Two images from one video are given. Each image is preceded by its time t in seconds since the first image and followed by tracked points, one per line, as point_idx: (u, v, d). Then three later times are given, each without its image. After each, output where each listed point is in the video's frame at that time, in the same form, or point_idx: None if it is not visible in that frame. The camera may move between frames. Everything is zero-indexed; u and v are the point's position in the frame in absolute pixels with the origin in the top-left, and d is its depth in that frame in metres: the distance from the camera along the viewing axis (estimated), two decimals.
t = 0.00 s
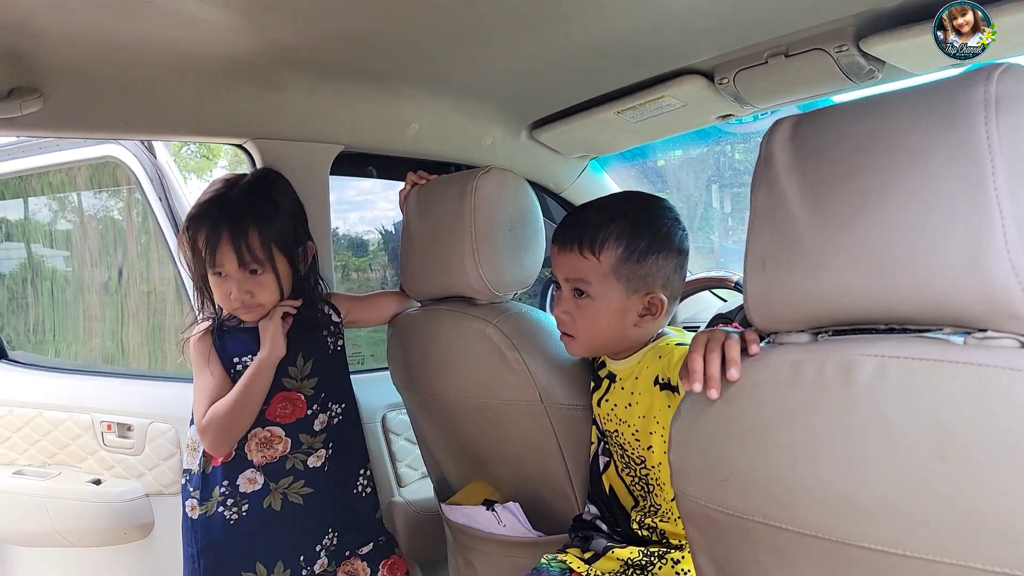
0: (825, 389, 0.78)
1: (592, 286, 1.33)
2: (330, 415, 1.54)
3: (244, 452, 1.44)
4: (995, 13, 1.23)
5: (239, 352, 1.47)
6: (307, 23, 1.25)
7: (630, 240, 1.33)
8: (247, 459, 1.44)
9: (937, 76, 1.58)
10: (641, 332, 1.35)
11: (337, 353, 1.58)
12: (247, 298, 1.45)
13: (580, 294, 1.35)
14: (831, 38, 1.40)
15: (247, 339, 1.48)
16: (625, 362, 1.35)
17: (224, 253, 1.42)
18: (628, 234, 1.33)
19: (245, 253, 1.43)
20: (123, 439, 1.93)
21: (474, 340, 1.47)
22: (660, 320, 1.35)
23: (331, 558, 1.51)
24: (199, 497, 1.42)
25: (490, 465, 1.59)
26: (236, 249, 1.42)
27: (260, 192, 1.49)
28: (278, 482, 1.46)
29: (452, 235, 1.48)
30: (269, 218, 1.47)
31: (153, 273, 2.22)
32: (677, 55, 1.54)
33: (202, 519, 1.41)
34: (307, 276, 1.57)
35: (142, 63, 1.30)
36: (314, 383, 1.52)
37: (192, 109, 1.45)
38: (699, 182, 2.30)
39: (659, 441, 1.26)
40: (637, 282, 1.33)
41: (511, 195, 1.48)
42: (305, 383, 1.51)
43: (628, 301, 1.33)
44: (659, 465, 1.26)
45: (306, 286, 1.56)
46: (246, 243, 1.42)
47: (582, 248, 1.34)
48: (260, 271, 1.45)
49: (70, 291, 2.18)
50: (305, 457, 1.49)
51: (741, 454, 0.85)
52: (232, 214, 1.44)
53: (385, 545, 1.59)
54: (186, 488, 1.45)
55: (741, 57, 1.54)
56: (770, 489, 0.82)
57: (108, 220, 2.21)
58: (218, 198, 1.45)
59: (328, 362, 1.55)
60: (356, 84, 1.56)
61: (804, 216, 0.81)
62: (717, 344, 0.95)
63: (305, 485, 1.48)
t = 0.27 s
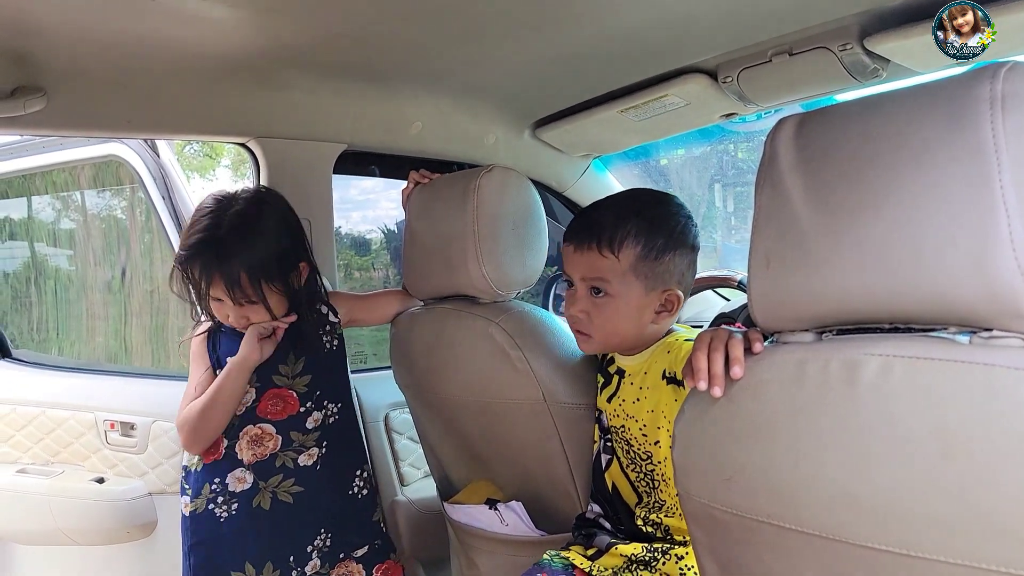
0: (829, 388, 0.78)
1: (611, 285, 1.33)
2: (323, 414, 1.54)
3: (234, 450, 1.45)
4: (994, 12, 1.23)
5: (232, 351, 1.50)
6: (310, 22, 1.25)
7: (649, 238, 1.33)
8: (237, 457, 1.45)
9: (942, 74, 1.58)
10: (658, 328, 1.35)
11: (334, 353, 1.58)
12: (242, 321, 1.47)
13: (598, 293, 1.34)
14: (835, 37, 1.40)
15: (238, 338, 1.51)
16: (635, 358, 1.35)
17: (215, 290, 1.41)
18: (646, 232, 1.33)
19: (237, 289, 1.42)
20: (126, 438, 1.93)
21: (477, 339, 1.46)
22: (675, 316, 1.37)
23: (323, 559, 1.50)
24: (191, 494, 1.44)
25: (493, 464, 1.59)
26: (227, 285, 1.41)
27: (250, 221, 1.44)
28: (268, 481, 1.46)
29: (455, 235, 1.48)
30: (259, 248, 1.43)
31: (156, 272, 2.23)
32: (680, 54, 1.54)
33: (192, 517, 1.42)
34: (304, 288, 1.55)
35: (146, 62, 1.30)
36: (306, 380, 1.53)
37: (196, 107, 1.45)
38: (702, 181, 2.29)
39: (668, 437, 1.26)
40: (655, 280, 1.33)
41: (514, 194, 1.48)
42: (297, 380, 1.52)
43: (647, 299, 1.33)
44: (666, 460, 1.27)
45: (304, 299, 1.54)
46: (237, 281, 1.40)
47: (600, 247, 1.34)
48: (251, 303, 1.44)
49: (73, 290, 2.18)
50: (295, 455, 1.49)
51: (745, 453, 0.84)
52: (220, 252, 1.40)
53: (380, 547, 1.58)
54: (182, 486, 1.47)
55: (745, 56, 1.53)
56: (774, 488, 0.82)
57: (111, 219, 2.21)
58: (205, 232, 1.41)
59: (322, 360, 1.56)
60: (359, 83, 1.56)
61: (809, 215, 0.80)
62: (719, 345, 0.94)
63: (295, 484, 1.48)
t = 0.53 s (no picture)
0: (831, 387, 0.78)
1: (617, 276, 1.35)
2: (319, 411, 1.53)
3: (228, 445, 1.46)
4: (995, 11, 1.23)
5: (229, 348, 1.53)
6: (311, 21, 1.25)
7: (650, 229, 1.37)
8: (230, 451, 1.46)
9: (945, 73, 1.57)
10: (660, 321, 1.38)
11: (331, 352, 1.57)
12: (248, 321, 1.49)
13: (604, 286, 1.35)
14: (838, 35, 1.40)
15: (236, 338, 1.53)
16: (633, 358, 1.35)
17: (227, 289, 1.44)
18: (647, 223, 1.37)
19: (247, 289, 1.44)
20: (128, 437, 1.94)
21: (479, 338, 1.47)
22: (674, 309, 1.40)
23: (313, 559, 1.47)
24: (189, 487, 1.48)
25: (495, 463, 1.59)
26: (238, 285, 1.44)
27: (263, 222, 1.47)
28: (257, 476, 1.46)
29: (457, 234, 1.48)
30: (271, 249, 1.46)
31: (159, 272, 2.28)
32: (682, 53, 1.54)
33: (189, 510, 1.46)
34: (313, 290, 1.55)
35: (148, 61, 1.30)
36: (301, 377, 1.53)
37: (198, 106, 1.45)
38: (704, 180, 2.29)
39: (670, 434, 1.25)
40: (657, 270, 1.37)
41: (516, 193, 1.48)
42: (291, 376, 1.52)
43: (651, 289, 1.36)
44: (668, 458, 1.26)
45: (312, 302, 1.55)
46: (248, 281, 1.43)
47: (606, 238, 1.36)
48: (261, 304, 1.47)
49: (76, 289, 2.19)
50: (287, 451, 1.48)
51: (747, 452, 0.84)
52: (233, 252, 1.43)
53: (375, 551, 1.53)
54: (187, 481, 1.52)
55: (747, 55, 1.53)
56: (777, 487, 0.81)
57: (113, 218, 2.25)
58: (219, 231, 1.44)
59: (318, 358, 1.56)
60: (361, 82, 1.56)
61: (811, 214, 0.80)
62: (722, 346, 0.94)
63: (285, 480, 1.47)
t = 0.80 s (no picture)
0: (832, 386, 0.78)
1: (609, 275, 1.35)
2: (321, 410, 1.54)
3: (229, 444, 1.46)
4: (996, 10, 1.22)
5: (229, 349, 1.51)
6: (312, 20, 1.25)
7: (640, 229, 1.37)
8: (233, 451, 1.46)
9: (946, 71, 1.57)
10: (655, 321, 1.37)
11: (333, 351, 1.58)
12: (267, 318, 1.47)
13: (597, 286, 1.35)
14: (839, 33, 1.40)
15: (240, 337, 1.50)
16: (629, 361, 1.35)
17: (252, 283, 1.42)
18: (637, 223, 1.37)
19: (273, 284, 1.43)
20: (130, 437, 1.94)
21: (483, 338, 1.46)
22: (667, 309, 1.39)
23: (316, 559, 1.47)
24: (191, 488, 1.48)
25: (497, 462, 1.59)
26: (264, 280, 1.42)
27: (285, 218, 1.47)
28: (260, 475, 1.45)
29: (459, 233, 1.48)
30: (292, 245, 1.46)
31: (161, 272, 2.27)
32: (684, 51, 1.54)
33: (192, 511, 1.46)
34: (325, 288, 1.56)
35: (149, 61, 1.31)
36: (303, 375, 1.53)
37: (199, 106, 1.45)
38: (705, 179, 2.30)
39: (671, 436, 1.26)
40: (648, 270, 1.37)
41: (518, 192, 1.48)
42: (293, 375, 1.52)
43: (643, 289, 1.36)
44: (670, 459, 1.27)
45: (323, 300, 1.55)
46: (275, 276, 1.43)
47: (596, 238, 1.36)
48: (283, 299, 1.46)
49: (79, 289, 2.20)
50: (290, 449, 1.49)
51: (748, 451, 0.84)
52: (260, 246, 1.42)
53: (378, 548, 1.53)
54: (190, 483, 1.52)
55: (748, 53, 1.53)
56: (778, 486, 0.81)
57: (117, 218, 2.24)
58: (244, 225, 1.42)
59: (320, 357, 1.56)
60: (362, 81, 1.56)
61: (812, 213, 0.80)
62: (723, 344, 0.94)
63: (288, 479, 1.47)
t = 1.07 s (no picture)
0: (833, 385, 0.78)
1: (617, 277, 1.35)
2: (318, 410, 1.53)
3: (229, 453, 1.43)
4: (997, 8, 1.23)
5: (221, 355, 1.47)
6: (314, 20, 1.25)
7: (645, 229, 1.37)
8: (233, 459, 1.43)
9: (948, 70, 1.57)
10: (660, 320, 1.39)
11: (326, 349, 1.58)
12: (251, 317, 1.46)
13: (605, 287, 1.36)
14: (841, 32, 1.40)
15: (230, 342, 1.48)
16: (634, 360, 1.36)
17: (240, 281, 1.41)
18: (643, 222, 1.38)
19: (259, 283, 1.43)
20: (133, 436, 1.94)
21: (484, 338, 1.47)
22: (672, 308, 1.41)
23: (322, 559, 1.48)
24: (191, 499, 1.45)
25: (499, 461, 1.59)
26: (252, 279, 1.42)
27: (272, 217, 1.47)
28: (262, 481, 1.44)
29: (461, 232, 1.48)
30: (278, 244, 1.46)
31: (164, 272, 2.20)
32: (685, 51, 1.54)
33: (193, 521, 1.43)
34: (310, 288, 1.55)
35: (151, 61, 1.31)
36: (299, 375, 1.52)
37: (201, 105, 1.46)
38: (707, 178, 2.30)
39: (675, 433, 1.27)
40: (654, 269, 1.38)
41: (520, 192, 1.48)
42: (289, 376, 1.50)
43: (650, 288, 1.37)
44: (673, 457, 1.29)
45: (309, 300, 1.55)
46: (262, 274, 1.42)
47: (603, 239, 1.37)
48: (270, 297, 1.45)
49: (81, 290, 2.17)
50: (290, 453, 1.47)
51: (750, 450, 0.84)
52: (246, 244, 1.41)
53: (381, 543, 1.55)
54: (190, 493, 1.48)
55: (749, 52, 1.53)
56: (780, 485, 0.81)
57: (119, 218, 2.19)
58: (230, 223, 1.42)
59: (314, 356, 1.55)
60: (363, 81, 1.57)
61: (813, 212, 0.80)
62: (724, 343, 0.94)
63: (290, 483, 1.46)
